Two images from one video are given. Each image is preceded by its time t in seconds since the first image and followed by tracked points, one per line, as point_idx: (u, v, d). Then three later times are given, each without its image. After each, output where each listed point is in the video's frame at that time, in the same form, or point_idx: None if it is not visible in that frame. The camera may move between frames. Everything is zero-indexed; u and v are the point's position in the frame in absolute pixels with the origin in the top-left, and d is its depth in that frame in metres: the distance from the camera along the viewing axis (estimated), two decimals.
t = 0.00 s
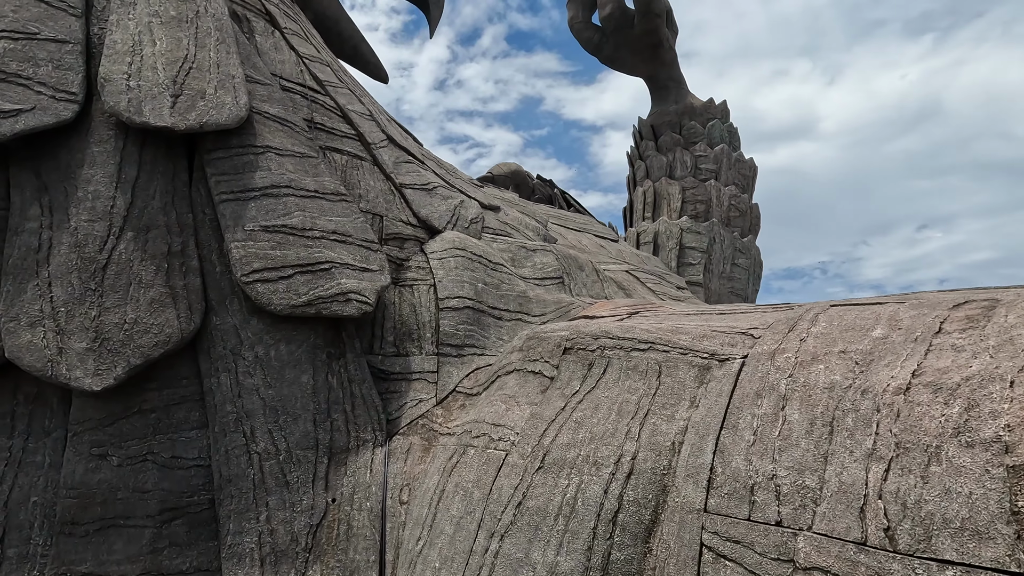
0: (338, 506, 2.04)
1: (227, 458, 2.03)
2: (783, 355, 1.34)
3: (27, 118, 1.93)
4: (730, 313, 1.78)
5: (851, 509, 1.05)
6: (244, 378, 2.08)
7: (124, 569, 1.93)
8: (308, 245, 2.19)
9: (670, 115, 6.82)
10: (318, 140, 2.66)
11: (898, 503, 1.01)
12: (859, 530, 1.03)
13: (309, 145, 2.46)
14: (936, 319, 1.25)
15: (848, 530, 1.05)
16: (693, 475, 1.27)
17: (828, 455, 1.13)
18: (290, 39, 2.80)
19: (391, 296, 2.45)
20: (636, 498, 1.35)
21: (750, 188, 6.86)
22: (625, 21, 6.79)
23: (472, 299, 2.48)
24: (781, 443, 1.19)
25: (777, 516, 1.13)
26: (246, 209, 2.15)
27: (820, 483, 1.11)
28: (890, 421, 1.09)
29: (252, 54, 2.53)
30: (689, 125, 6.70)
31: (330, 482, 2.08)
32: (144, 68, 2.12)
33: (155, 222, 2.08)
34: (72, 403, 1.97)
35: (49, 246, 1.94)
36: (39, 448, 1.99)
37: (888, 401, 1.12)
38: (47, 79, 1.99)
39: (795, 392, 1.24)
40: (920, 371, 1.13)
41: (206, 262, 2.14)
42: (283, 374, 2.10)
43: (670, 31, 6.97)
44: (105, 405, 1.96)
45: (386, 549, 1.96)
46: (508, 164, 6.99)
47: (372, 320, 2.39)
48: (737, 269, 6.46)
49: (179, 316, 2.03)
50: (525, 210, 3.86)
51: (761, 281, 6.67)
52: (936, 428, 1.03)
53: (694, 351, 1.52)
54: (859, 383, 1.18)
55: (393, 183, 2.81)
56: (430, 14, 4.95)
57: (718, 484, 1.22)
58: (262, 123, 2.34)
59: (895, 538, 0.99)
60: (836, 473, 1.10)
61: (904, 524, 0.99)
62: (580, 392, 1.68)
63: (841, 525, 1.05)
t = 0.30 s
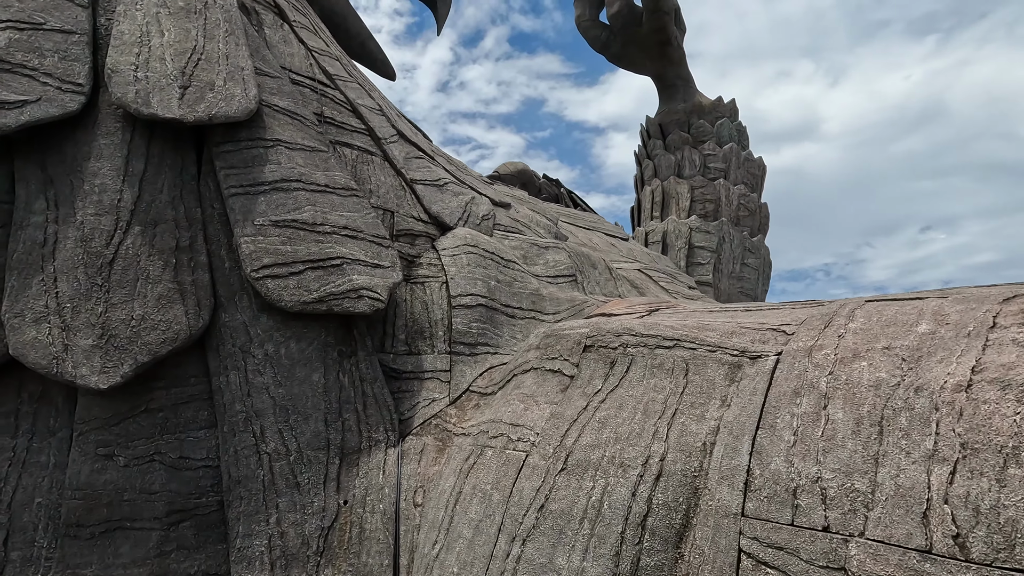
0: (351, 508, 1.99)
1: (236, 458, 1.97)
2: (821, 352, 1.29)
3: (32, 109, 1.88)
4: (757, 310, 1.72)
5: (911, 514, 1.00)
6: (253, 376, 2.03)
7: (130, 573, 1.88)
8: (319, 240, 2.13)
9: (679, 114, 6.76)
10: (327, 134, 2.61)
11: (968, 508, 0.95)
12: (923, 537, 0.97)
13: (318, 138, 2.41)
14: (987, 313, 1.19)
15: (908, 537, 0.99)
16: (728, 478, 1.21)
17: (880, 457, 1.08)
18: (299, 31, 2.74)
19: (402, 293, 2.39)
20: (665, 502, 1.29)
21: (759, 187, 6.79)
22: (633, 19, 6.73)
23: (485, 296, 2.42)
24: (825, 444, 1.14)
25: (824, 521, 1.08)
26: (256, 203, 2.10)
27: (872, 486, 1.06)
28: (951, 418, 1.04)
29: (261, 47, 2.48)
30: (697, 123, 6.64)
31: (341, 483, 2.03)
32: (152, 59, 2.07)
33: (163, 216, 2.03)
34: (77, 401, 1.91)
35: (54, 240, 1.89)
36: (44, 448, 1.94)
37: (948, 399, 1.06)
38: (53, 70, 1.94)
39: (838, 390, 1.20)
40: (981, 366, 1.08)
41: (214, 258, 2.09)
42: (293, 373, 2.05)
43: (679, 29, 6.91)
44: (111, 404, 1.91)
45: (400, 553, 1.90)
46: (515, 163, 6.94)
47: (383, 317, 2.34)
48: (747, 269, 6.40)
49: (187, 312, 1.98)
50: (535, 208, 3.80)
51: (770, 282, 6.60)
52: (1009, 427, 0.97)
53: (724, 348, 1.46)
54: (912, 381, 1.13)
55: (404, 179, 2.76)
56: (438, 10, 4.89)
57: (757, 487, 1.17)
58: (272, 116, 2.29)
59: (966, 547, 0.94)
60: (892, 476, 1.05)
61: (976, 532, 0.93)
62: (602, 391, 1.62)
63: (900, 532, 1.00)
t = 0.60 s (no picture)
0: (362, 510, 1.94)
1: (245, 459, 1.93)
2: (858, 349, 1.25)
3: (39, 101, 1.84)
4: (783, 306, 1.67)
5: (974, 519, 0.96)
6: (262, 375, 1.98)
7: None
8: (329, 236, 2.09)
9: (687, 113, 6.70)
10: (336, 129, 2.56)
11: None
12: (989, 543, 0.93)
13: (328, 133, 2.36)
14: None
15: (972, 543, 0.95)
16: (762, 480, 1.17)
17: (931, 459, 1.03)
18: (308, 25, 2.70)
19: (413, 290, 2.34)
20: (693, 505, 1.23)
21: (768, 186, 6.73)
22: (641, 17, 6.68)
23: (497, 294, 2.37)
24: (869, 444, 1.10)
25: (871, 526, 1.03)
26: (265, 198, 2.06)
27: (923, 489, 1.01)
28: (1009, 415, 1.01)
29: (270, 40, 2.44)
30: (705, 122, 6.58)
31: (352, 485, 1.98)
32: (160, 51, 2.03)
33: (171, 211, 1.98)
34: (83, 400, 1.87)
35: (60, 235, 1.85)
36: (48, 448, 1.90)
37: (1007, 397, 1.02)
38: (60, 62, 1.90)
39: (879, 387, 1.16)
40: None
41: (223, 254, 2.04)
42: (303, 371, 2.00)
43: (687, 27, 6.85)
44: (118, 403, 1.87)
45: (413, 556, 1.85)
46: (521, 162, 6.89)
47: (394, 315, 2.29)
48: (756, 269, 6.34)
49: (195, 309, 1.93)
50: (545, 205, 3.75)
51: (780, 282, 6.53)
52: None
53: (752, 345, 1.41)
54: (963, 377, 1.09)
55: (414, 174, 2.71)
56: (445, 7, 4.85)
57: (794, 489, 1.13)
58: (281, 109, 2.24)
59: None
60: (947, 478, 1.00)
61: None
62: (623, 389, 1.57)
63: (962, 538, 0.95)
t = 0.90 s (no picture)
0: (371, 512, 1.89)
1: (251, 459, 1.87)
2: (896, 344, 1.20)
3: (40, 92, 1.79)
4: (807, 302, 1.61)
5: None
6: (268, 373, 1.93)
7: None
8: (337, 230, 2.04)
9: (694, 110, 6.64)
10: (343, 122, 2.51)
11: None
12: None
13: (335, 126, 2.31)
14: None
15: None
16: (796, 482, 1.12)
17: (984, 460, 0.98)
18: (314, 17, 2.64)
19: (422, 287, 2.29)
20: (723, 508, 1.18)
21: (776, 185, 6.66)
22: (648, 14, 6.62)
23: (507, 291, 2.31)
24: (914, 444, 1.05)
25: (920, 532, 0.97)
26: (271, 191, 2.01)
27: (978, 493, 0.96)
28: None
29: (276, 31, 2.39)
30: (713, 120, 6.52)
31: (361, 486, 1.92)
32: (164, 41, 1.97)
33: (174, 205, 1.93)
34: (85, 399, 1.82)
35: (62, 229, 1.80)
36: (50, 448, 1.85)
37: None
38: (62, 52, 1.85)
39: (922, 385, 1.10)
40: None
41: (228, 249, 1.99)
42: (310, 369, 1.95)
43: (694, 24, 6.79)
44: (121, 402, 1.82)
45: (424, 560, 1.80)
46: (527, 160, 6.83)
47: (402, 312, 2.23)
48: (764, 268, 6.28)
49: (200, 305, 1.88)
50: (554, 202, 3.69)
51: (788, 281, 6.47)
52: None
53: (779, 341, 1.36)
54: (1016, 373, 1.03)
55: (422, 169, 2.66)
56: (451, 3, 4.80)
57: (832, 492, 1.07)
58: (287, 101, 2.19)
59: None
60: (1006, 481, 0.95)
61: None
62: (643, 388, 1.51)
63: None
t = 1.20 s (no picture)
0: (381, 516, 1.84)
1: (257, 461, 1.82)
2: (940, 342, 1.15)
3: (39, 83, 1.73)
4: (835, 299, 1.55)
5: None
6: (275, 372, 1.87)
7: None
8: (345, 226, 1.98)
9: (701, 107, 6.57)
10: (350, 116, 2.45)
11: None
12: None
13: (342, 119, 2.26)
14: None
15: None
16: (837, 488, 1.06)
17: None
18: (320, 8, 2.58)
19: (431, 284, 2.23)
20: (756, 515, 1.12)
21: (784, 182, 6.59)
22: (655, 10, 6.55)
23: (519, 288, 2.26)
24: (968, 448, 0.99)
25: (980, 542, 0.92)
26: (278, 185, 1.95)
27: None
28: None
29: (281, 22, 2.33)
30: (720, 117, 6.45)
31: (370, 489, 1.87)
32: (168, 31, 1.91)
33: (178, 199, 1.88)
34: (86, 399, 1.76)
35: (62, 224, 1.75)
36: (50, 450, 1.79)
37: None
38: (62, 41, 1.79)
39: (973, 385, 1.04)
40: None
41: (233, 244, 1.93)
42: (318, 368, 1.89)
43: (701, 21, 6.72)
44: (123, 402, 1.76)
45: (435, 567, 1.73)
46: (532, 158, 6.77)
47: (411, 310, 2.17)
48: (772, 266, 6.22)
49: (204, 302, 1.82)
50: (562, 199, 3.63)
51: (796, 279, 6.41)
52: None
53: (811, 339, 1.30)
54: None
55: (430, 165, 2.60)
56: None
57: (878, 499, 1.02)
58: (293, 93, 2.13)
59: None
60: None
61: None
62: (665, 388, 1.45)
63: None
